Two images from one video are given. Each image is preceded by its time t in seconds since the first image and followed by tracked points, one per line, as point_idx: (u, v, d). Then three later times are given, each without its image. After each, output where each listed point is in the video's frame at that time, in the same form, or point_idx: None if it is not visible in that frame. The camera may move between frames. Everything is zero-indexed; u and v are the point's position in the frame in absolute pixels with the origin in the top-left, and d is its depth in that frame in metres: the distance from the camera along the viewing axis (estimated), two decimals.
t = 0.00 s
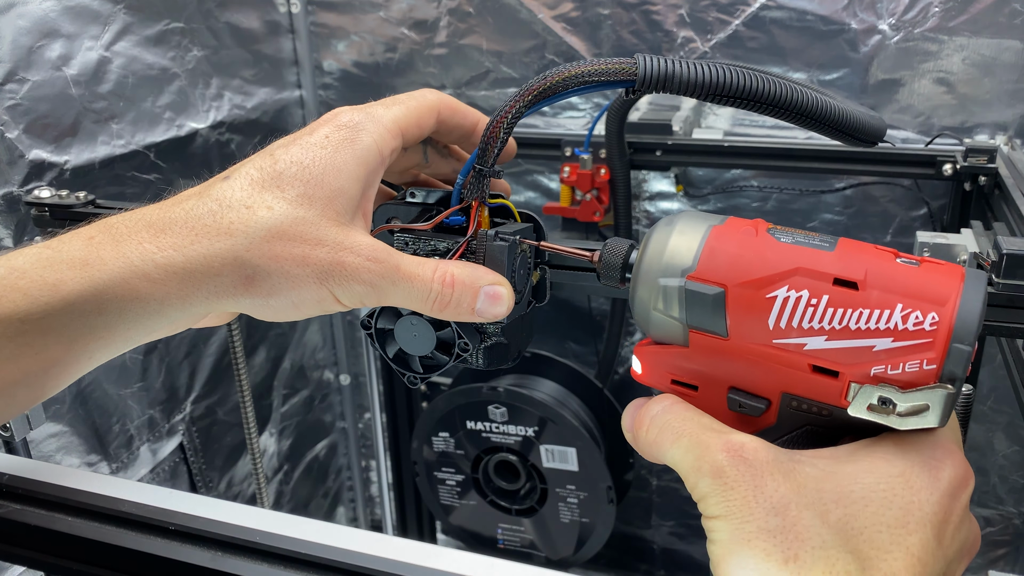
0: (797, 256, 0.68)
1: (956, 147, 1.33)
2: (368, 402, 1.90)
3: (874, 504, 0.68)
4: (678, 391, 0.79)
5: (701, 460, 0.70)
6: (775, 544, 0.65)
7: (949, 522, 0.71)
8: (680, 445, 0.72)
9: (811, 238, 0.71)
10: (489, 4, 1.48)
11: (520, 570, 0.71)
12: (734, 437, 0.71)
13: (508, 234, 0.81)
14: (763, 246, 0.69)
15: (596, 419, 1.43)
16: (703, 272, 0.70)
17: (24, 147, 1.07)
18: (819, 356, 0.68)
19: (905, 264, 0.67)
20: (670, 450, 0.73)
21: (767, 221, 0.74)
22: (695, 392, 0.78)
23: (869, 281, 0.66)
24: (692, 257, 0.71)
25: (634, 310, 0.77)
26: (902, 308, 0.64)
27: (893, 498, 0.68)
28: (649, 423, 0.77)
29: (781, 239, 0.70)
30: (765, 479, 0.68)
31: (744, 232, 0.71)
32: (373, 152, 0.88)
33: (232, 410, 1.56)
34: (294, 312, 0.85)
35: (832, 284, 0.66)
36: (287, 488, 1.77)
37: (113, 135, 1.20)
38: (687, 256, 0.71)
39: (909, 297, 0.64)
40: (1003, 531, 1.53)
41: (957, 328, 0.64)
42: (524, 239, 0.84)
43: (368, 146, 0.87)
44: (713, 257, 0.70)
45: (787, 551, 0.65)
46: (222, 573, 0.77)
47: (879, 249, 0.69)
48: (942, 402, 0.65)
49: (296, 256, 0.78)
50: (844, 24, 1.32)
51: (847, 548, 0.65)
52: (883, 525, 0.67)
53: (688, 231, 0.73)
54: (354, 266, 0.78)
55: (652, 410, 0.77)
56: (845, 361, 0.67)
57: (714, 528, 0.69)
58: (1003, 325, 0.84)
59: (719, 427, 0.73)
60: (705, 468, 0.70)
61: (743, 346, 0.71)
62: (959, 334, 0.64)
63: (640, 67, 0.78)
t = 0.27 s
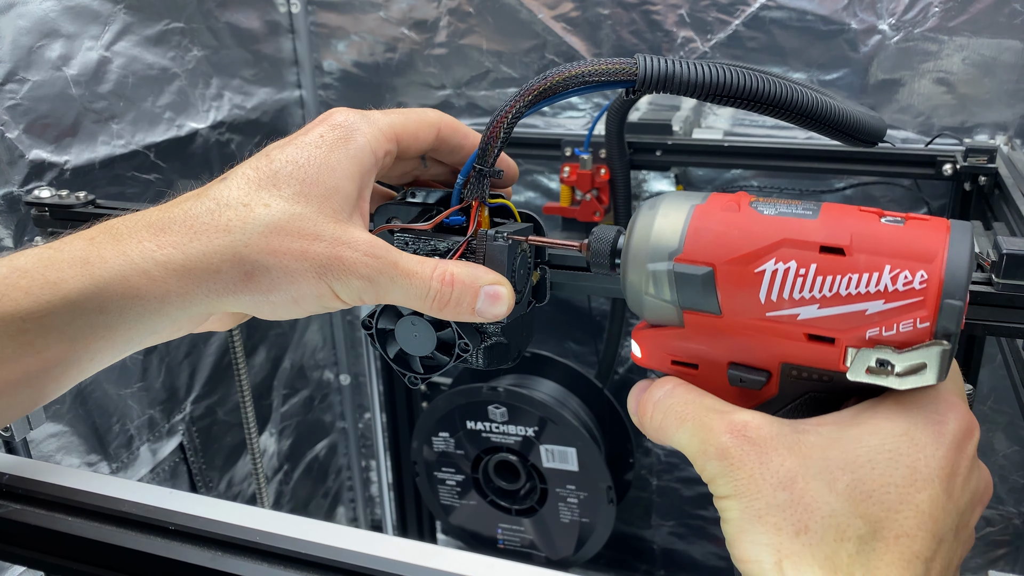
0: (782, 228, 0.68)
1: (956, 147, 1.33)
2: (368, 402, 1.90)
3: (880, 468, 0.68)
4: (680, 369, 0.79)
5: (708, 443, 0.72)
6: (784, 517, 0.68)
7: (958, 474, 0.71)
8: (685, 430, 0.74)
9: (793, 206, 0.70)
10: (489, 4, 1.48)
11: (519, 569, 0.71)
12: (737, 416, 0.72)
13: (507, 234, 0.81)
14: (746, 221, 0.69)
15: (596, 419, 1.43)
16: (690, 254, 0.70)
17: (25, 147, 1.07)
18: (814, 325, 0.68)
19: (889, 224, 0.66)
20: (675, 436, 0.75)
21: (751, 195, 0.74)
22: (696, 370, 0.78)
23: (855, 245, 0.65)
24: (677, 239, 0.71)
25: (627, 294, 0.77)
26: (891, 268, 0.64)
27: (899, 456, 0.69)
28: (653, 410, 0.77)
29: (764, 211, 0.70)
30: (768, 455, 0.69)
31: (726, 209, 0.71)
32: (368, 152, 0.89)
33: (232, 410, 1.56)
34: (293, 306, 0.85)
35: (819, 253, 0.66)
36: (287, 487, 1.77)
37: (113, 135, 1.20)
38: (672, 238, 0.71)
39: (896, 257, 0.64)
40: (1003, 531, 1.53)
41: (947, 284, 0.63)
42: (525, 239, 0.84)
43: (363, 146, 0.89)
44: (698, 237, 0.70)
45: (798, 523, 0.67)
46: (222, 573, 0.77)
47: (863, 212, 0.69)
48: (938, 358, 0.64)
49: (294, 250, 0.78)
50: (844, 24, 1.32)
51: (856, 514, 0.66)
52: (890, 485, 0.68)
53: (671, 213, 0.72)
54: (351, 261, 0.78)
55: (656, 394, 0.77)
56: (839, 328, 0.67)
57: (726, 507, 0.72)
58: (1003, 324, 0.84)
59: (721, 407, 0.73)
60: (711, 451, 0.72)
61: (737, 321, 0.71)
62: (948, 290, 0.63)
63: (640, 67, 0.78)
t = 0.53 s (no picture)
0: (789, 202, 0.69)
1: (955, 148, 1.33)
2: (368, 402, 1.90)
3: (886, 430, 0.69)
4: (694, 353, 0.78)
5: (719, 436, 0.75)
6: (797, 491, 0.70)
7: (967, 422, 0.71)
8: (697, 429, 0.77)
9: (795, 182, 0.71)
10: (489, 4, 1.48)
11: (518, 569, 0.71)
12: (743, 409, 0.75)
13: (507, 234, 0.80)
14: (753, 198, 0.70)
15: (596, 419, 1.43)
16: (700, 235, 0.71)
17: (24, 147, 1.07)
18: (828, 293, 0.69)
19: (889, 191, 0.68)
20: (690, 436, 0.78)
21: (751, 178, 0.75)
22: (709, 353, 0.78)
23: (861, 213, 0.67)
24: (687, 221, 0.71)
25: (636, 281, 0.77)
26: (897, 231, 0.66)
27: (904, 414, 0.69)
28: (664, 418, 0.80)
29: (769, 188, 0.71)
30: (776, 438, 0.73)
31: (732, 188, 0.72)
32: (358, 159, 0.93)
33: (232, 410, 1.56)
34: (292, 304, 0.85)
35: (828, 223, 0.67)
36: (287, 488, 1.77)
37: (113, 135, 1.20)
38: (681, 222, 0.71)
39: (902, 220, 0.66)
40: (1004, 531, 1.53)
41: (953, 243, 0.65)
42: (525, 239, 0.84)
43: (353, 152, 0.93)
44: (707, 219, 0.70)
45: (808, 493, 0.70)
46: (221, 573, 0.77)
47: (862, 182, 0.71)
48: (953, 313, 0.64)
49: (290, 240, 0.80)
50: (844, 24, 1.32)
51: (865, 476, 0.68)
52: (897, 443, 0.68)
53: (677, 198, 0.73)
54: (344, 249, 0.79)
55: (661, 402, 0.80)
56: (852, 294, 0.68)
57: (745, 495, 0.75)
58: (1003, 324, 0.84)
59: (729, 402, 0.76)
60: (723, 445, 0.75)
61: (751, 297, 0.71)
62: (956, 247, 0.65)
63: (641, 68, 0.78)
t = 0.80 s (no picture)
0: (789, 204, 0.69)
1: (956, 148, 1.33)
2: (368, 402, 1.90)
3: (886, 428, 0.69)
4: (695, 352, 0.78)
5: (722, 436, 0.75)
6: (800, 489, 0.70)
7: (963, 419, 0.72)
8: (698, 430, 0.77)
9: (794, 182, 0.72)
10: (489, 4, 1.48)
11: (519, 569, 0.71)
12: (745, 409, 0.75)
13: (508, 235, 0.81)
14: (753, 200, 0.70)
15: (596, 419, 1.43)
16: (703, 235, 0.71)
17: (24, 147, 1.06)
18: (829, 292, 0.69)
19: (888, 191, 0.69)
20: (692, 436, 0.78)
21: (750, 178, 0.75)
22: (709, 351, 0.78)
23: (861, 213, 0.68)
24: (688, 221, 0.71)
25: (637, 282, 0.77)
26: (897, 232, 0.67)
27: (902, 412, 0.70)
28: (665, 419, 0.80)
29: (769, 188, 0.71)
30: (777, 437, 0.72)
31: (731, 189, 0.72)
32: (359, 156, 0.93)
33: (232, 410, 1.56)
34: (293, 302, 0.85)
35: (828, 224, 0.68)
36: (287, 488, 1.77)
37: (113, 135, 1.20)
38: (682, 222, 0.72)
39: (901, 221, 0.67)
40: (1004, 531, 1.53)
41: (952, 243, 0.66)
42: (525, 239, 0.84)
43: (353, 149, 0.93)
44: (709, 219, 0.71)
45: (812, 492, 0.70)
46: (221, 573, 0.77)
47: (859, 183, 0.71)
48: (951, 312, 0.66)
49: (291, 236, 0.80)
50: (844, 24, 1.32)
51: (866, 474, 0.68)
52: (897, 441, 0.69)
53: (677, 198, 0.73)
54: (345, 246, 0.79)
55: (663, 403, 0.80)
56: (853, 294, 0.69)
57: (748, 494, 0.75)
58: (1003, 324, 0.84)
59: (730, 402, 0.76)
60: (726, 445, 0.75)
61: (752, 297, 0.72)
62: (955, 247, 0.66)
63: (642, 67, 0.78)
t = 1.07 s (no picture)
0: (785, 207, 0.69)
1: (955, 148, 1.33)
2: (368, 402, 1.90)
3: (874, 433, 0.69)
4: (690, 354, 0.78)
5: (711, 438, 0.76)
6: (787, 493, 0.70)
7: (952, 426, 0.72)
8: (688, 432, 0.77)
9: (790, 184, 0.72)
10: (489, 4, 1.48)
11: (519, 569, 0.72)
12: (734, 412, 0.75)
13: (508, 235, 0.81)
14: (748, 203, 0.70)
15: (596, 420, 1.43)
16: (698, 238, 0.71)
17: (24, 147, 1.07)
18: (823, 296, 0.70)
19: (885, 195, 0.69)
20: (682, 437, 0.78)
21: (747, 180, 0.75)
22: (705, 353, 0.78)
23: (858, 217, 0.68)
24: (683, 224, 0.72)
25: (633, 284, 0.77)
26: (893, 237, 0.67)
27: (891, 418, 0.70)
28: (656, 419, 0.81)
29: (765, 191, 0.71)
30: (766, 441, 0.73)
31: (727, 192, 0.72)
32: (358, 155, 0.93)
33: (232, 410, 1.56)
34: (293, 301, 0.85)
35: (824, 228, 0.68)
36: (287, 487, 1.77)
37: (113, 135, 1.20)
38: (678, 224, 0.72)
39: (898, 226, 0.67)
40: (1004, 531, 1.53)
41: (948, 248, 0.66)
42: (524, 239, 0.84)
43: (353, 149, 0.93)
44: (705, 221, 0.71)
45: (798, 496, 0.70)
46: (222, 573, 0.77)
47: (856, 186, 0.71)
48: (946, 317, 0.66)
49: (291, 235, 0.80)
50: (844, 24, 1.32)
51: (853, 479, 0.68)
52: (884, 447, 0.69)
53: (673, 200, 0.73)
54: (345, 246, 0.79)
55: (654, 404, 0.80)
56: (848, 298, 0.69)
57: (735, 497, 0.75)
58: (1002, 324, 0.84)
59: (720, 405, 0.76)
60: (714, 448, 0.75)
61: (748, 300, 0.72)
62: (950, 252, 0.66)
63: (642, 68, 0.78)
